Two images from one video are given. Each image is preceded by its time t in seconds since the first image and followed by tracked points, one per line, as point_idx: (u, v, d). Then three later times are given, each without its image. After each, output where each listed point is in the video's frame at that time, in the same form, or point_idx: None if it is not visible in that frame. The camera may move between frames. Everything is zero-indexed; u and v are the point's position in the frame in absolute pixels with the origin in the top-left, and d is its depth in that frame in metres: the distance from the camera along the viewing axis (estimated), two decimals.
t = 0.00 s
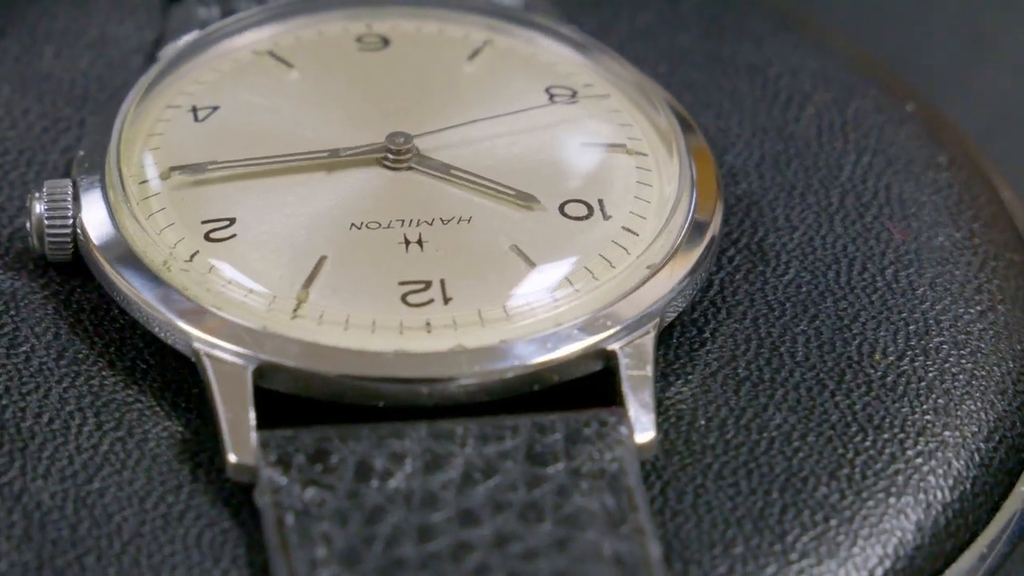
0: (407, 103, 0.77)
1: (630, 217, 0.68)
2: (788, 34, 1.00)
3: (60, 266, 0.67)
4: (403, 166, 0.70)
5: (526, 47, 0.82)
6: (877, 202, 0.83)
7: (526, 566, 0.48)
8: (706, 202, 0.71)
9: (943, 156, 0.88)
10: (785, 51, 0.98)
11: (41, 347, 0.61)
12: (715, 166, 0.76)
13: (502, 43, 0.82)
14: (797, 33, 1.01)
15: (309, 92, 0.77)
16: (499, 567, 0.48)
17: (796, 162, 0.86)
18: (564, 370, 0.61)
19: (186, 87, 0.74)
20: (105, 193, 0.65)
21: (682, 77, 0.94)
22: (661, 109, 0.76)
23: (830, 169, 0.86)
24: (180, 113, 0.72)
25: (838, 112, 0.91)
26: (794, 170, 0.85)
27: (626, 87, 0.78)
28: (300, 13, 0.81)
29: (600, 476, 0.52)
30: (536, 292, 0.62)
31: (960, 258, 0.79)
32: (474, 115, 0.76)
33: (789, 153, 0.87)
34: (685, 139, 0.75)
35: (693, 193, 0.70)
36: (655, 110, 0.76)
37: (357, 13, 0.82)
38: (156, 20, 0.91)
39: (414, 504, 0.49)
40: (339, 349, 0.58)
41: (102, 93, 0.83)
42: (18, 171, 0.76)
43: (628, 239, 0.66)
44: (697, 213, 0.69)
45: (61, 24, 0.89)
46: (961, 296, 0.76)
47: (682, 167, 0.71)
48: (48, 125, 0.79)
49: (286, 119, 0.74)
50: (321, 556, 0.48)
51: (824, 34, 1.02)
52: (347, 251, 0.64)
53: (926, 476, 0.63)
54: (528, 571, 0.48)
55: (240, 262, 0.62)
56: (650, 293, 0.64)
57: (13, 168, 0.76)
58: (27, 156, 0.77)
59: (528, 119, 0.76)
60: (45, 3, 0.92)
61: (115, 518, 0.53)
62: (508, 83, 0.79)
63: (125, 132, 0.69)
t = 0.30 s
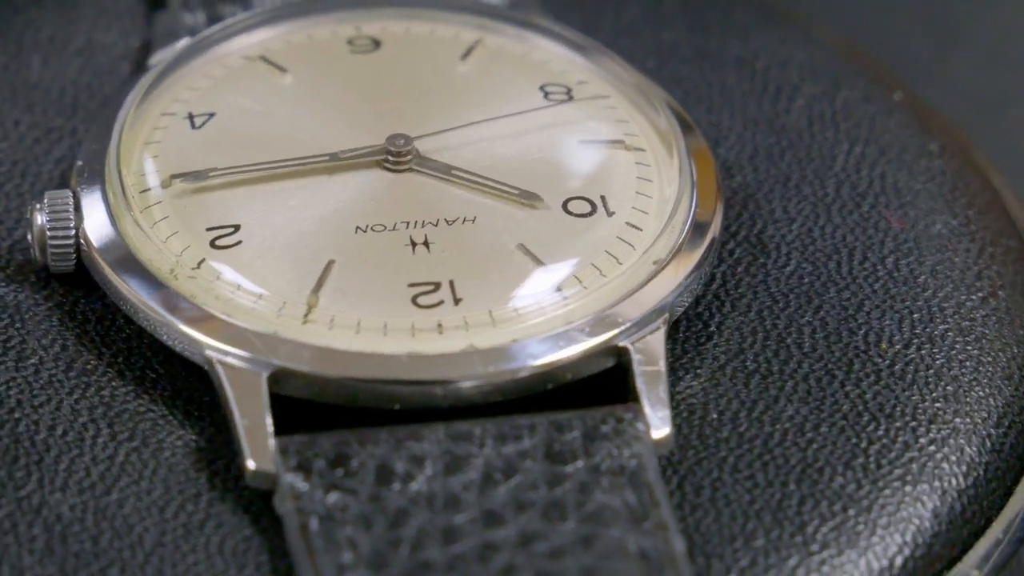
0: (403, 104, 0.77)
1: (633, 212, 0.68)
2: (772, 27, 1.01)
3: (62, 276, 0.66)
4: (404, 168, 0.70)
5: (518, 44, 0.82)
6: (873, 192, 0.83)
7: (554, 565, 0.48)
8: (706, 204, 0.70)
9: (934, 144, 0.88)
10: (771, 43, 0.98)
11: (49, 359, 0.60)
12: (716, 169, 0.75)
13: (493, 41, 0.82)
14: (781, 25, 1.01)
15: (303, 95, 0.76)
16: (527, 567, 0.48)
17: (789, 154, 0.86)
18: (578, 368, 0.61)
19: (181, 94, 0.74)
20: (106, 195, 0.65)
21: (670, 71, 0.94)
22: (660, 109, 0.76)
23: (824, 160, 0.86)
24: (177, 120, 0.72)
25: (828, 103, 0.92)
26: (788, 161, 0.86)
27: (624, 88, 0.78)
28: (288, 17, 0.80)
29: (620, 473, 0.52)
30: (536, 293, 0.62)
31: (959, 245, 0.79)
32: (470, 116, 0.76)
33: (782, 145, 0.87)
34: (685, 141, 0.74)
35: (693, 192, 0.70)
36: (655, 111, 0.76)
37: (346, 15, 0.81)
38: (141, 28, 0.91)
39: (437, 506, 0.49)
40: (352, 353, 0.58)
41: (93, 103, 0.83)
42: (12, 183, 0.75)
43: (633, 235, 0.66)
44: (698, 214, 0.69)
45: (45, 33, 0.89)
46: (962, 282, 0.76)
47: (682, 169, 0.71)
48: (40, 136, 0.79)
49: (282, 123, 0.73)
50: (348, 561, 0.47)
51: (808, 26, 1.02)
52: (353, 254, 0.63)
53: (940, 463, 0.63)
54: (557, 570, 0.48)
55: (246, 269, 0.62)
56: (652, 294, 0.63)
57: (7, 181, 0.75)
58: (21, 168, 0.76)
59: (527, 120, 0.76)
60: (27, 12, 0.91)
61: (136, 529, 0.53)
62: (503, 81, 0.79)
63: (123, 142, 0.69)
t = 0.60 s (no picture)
0: (398, 106, 0.77)
1: (636, 207, 0.68)
2: (756, 19, 1.01)
3: (66, 287, 0.65)
4: (405, 169, 0.70)
5: (509, 42, 0.82)
6: (868, 182, 0.83)
7: (584, 563, 0.48)
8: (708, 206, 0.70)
9: (925, 132, 0.89)
10: (757, 36, 0.98)
11: (59, 370, 0.60)
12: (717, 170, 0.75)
13: (483, 40, 0.82)
14: (765, 17, 1.02)
15: (298, 98, 0.76)
16: (556, 565, 0.48)
17: (782, 145, 0.87)
18: (591, 365, 0.61)
19: (176, 101, 0.73)
20: (106, 196, 0.65)
21: (658, 66, 0.94)
22: (660, 111, 0.76)
23: (817, 151, 0.86)
24: (174, 128, 0.71)
25: (818, 94, 0.92)
26: (782, 153, 0.86)
27: (622, 88, 0.78)
28: (278, 22, 0.80)
29: (640, 468, 0.52)
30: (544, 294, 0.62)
31: (957, 232, 0.79)
32: (467, 117, 0.76)
33: (774, 137, 0.87)
34: (685, 143, 0.74)
35: (694, 193, 0.70)
36: (656, 112, 0.76)
37: (335, 19, 0.81)
38: (126, 36, 0.90)
39: (461, 507, 0.49)
40: (365, 356, 0.58)
41: (84, 114, 0.82)
42: (8, 196, 0.74)
43: (637, 230, 0.67)
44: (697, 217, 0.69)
45: (30, 45, 0.88)
46: (962, 270, 0.76)
47: (682, 171, 0.71)
48: (33, 148, 0.78)
49: (279, 127, 0.73)
50: (377, 564, 0.47)
51: (792, 17, 1.03)
52: (361, 257, 0.63)
53: (953, 450, 0.63)
54: (587, 567, 0.48)
55: (254, 275, 0.62)
56: (652, 294, 0.63)
57: (3, 194, 0.74)
58: (16, 180, 0.75)
59: (526, 120, 0.76)
60: (10, 23, 0.90)
61: (159, 538, 0.53)
62: (497, 80, 0.79)
63: (122, 151, 0.68)
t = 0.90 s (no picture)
0: (393, 108, 0.76)
1: (638, 203, 0.69)
2: (739, 11, 1.01)
3: (70, 298, 0.65)
4: (405, 172, 0.70)
5: (501, 41, 0.82)
6: (862, 171, 0.84)
7: (611, 560, 0.48)
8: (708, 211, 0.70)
9: (914, 119, 0.89)
10: (741, 27, 0.98)
11: (69, 382, 0.59)
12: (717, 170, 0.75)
13: (474, 40, 0.82)
14: (748, 8, 1.02)
15: (293, 102, 0.76)
16: (584, 564, 0.48)
17: (775, 136, 0.87)
18: (602, 362, 0.61)
19: (171, 109, 0.73)
20: (105, 198, 0.65)
21: (644, 60, 0.94)
22: (661, 113, 0.76)
23: (809, 141, 0.86)
24: (171, 136, 0.71)
25: (806, 84, 0.92)
26: (774, 145, 0.86)
27: (620, 90, 0.78)
28: (267, 27, 0.80)
29: (660, 464, 0.52)
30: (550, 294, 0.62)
31: (953, 218, 0.80)
32: (464, 118, 0.76)
33: (765, 128, 0.87)
34: (685, 144, 0.74)
35: (694, 198, 0.69)
36: (656, 113, 0.76)
37: (325, 23, 0.81)
38: (110, 43, 0.89)
39: (485, 508, 0.49)
40: (379, 359, 0.58)
41: (76, 123, 0.81)
42: (4, 209, 0.73)
43: (641, 225, 0.67)
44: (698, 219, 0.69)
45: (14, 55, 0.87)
46: (962, 256, 0.77)
47: (683, 172, 0.71)
48: (26, 159, 0.77)
49: (276, 131, 0.73)
50: (404, 568, 0.47)
51: (775, 8, 1.03)
52: (368, 260, 0.63)
53: (966, 436, 0.64)
54: (614, 564, 0.48)
55: (263, 280, 0.61)
56: (656, 294, 0.63)
57: None
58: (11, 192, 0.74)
59: (525, 121, 0.76)
60: None
61: (182, 548, 0.53)
62: (491, 80, 0.79)
63: (121, 160, 0.68)
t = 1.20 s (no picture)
0: (389, 109, 0.76)
1: (640, 198, 0.69)
2: (721, 4, 1.01)
3: (75, 309, 0.64)
4: (405, 173, 0.70)
5: (491, 40, 0.82)
6: (855, 160, 0.84)
7: (638, 556, 0.48)
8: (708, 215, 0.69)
9: (902, 107, 0.90)
10: (725, 20, 0.99)
11: (79, 394, 0.59)
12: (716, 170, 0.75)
13: (464, 39, 0.82)
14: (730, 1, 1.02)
15: (287, 104, 0.75)
16: (611, 561, 0.48)
17: (765, 128, 0.87)
18: (614, 359, 0.62)
19: (168, 116, 0.72)
20: (105, 199, 0.66)
21: (630, 55, 0.94)
22: (661, 114, 0.76)
23: (800, 132, 0.87)
24: (170, 143, 0.70)
25: (794, 75, 0.93)
26: (764, 136, 0.86)
27: (619, 90, 0.78)
28: (257, 32, 0.79)
29: (678, 459, 0.52)
30: (547, 296, 0.62)
31: (949, 204, 0.81)
32: (460, 118, 0.76)
33: (755, 120, 0.88)
34: (686, 145, 0.74)
35: (695, 198, 0.69)
36: (656, 114, 0.76)
37: (314, 26, 0.81)
38: (96, 53, 0.89)
39: (508, 508, 0.49)
40: (392, 361, 0.58)
41: (69, 134, 0.80)
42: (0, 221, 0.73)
43: (645, 220, 0.67)
44: (699, 220, 0.69)
45: None
46: (961, 242, 0.77)
47: (683, 172, 0.71)
48: (20, 171, 0.76)
49: (274, 135, 0.72)
50: (431, 570, 0.47)
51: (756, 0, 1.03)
52: (375, 262, 0.63)
53: (976, 422, 0.65)
54: (640, 560, 0.48)
55: (271, 286, 0.61)
56: (655, 297, 0.63)
57: None
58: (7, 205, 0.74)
59: (524, 121, 0.76)
60: None
61: (205, 557, 0.52)
62: (484, 79, 0.79)
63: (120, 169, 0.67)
